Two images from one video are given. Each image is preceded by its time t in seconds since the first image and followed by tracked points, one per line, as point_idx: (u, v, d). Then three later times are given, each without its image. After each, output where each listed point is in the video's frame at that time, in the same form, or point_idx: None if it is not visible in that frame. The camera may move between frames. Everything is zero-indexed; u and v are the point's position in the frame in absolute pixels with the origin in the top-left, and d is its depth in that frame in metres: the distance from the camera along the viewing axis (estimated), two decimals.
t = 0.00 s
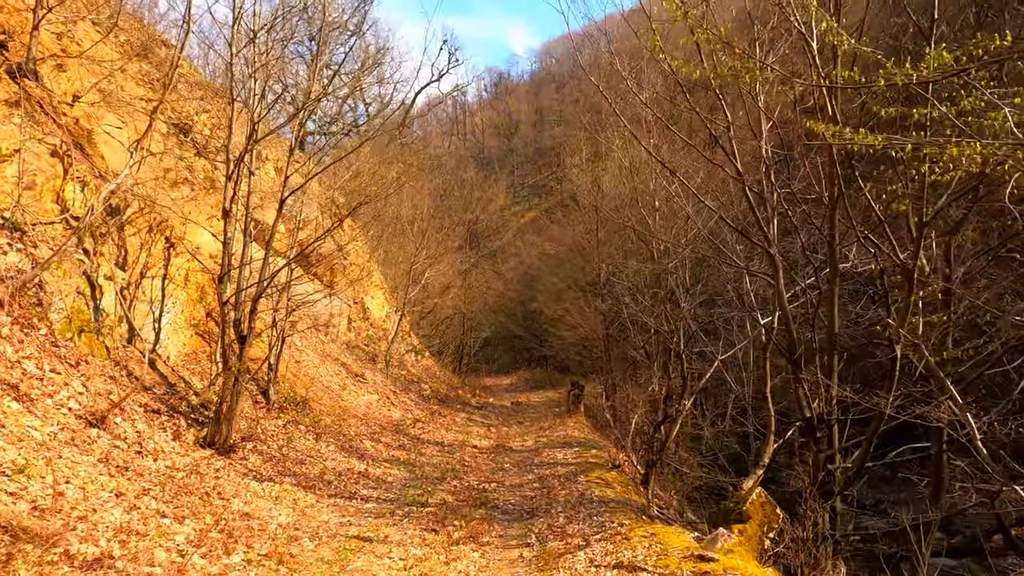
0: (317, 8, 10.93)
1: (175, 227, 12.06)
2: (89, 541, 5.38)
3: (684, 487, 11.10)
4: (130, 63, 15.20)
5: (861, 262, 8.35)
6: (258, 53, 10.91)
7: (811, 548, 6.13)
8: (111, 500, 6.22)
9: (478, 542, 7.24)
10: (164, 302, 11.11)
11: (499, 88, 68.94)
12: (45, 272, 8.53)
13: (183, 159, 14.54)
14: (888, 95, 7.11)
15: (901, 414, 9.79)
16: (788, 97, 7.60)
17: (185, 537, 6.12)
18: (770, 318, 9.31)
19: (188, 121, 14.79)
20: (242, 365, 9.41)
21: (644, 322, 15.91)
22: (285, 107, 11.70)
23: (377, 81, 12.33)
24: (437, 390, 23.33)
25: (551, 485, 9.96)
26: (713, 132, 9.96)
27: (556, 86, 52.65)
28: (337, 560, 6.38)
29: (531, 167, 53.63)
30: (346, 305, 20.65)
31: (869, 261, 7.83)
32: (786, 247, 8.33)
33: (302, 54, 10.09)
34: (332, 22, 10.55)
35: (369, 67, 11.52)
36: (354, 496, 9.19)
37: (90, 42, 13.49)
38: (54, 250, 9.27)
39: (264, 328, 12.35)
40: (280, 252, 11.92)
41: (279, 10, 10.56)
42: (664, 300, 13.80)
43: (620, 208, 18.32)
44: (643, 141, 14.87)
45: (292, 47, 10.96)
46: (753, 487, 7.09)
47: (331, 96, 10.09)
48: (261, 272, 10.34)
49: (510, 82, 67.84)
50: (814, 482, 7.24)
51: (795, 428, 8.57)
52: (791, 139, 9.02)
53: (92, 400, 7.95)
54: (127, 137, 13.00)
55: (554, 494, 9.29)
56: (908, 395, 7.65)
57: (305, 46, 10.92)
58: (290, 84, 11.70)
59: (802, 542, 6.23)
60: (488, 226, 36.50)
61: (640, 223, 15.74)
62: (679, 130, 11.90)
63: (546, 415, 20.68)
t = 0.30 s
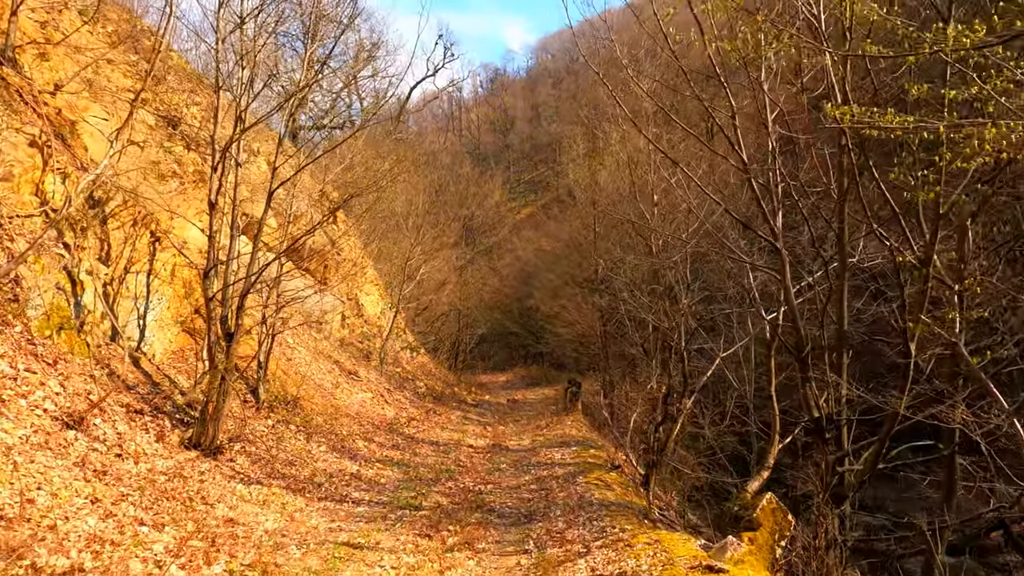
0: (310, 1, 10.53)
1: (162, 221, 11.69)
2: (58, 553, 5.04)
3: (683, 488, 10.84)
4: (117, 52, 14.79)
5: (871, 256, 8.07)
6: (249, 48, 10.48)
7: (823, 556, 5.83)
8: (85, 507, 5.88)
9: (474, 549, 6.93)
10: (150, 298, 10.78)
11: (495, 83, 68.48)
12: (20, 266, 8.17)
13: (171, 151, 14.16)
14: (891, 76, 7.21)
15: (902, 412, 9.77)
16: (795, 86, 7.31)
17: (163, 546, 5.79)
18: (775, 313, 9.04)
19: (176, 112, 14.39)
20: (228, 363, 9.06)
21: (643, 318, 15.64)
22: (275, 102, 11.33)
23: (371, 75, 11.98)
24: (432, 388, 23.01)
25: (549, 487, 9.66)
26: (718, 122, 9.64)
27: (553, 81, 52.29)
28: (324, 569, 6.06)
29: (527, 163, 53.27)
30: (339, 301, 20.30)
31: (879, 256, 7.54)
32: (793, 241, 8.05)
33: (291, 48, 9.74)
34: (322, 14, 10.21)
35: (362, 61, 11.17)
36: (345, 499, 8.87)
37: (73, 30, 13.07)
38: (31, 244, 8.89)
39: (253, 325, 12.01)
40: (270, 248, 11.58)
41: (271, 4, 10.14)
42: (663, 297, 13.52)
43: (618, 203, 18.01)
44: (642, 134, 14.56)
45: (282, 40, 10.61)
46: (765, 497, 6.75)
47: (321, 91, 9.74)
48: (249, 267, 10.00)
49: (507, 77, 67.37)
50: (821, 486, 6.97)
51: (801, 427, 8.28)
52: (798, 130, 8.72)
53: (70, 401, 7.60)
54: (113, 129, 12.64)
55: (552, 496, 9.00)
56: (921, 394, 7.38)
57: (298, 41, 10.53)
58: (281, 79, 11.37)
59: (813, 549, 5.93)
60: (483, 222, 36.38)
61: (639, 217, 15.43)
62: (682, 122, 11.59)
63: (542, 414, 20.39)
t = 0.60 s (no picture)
0: None
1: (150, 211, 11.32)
2: (31, 557, 4.71)
3: (686, 485, 10.56)
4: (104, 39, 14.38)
5: (883, 246, 7.79)
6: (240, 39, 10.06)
7: (842, 557, 5.55)
8: (63, 507, 5.56)
9: (474, 549, 6.64)
10: (137, 290, 10.42)
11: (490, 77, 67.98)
12: None
13: (160, 140, 13.77)
14: (906, 58, 7.03)
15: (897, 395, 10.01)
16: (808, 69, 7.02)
17: (145, 548, 5.47)
18: (784, 304, 8.77)
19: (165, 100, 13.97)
20: (217, 357, 8.73)
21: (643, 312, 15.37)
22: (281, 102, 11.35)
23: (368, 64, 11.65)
24: (428, 384, 22.69)
25: (550, 484, 9.38)
26: (725, 109, 9.34)
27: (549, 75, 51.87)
28: (317, 572, 5.75)
29: (523, 158, 52.91)
30: (333, 295, 19.94)
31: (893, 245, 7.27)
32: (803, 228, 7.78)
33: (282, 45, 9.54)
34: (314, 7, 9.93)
35: (357, 51, 10.86)
36: (338, 497, 8.55)
37: (57, 14, 12.63)
38: (12, 233, 8.53)
39: (244, 319, 11.67)
40: (262, 239, 11.24)
41: None
42: (665, 290, 13.23)
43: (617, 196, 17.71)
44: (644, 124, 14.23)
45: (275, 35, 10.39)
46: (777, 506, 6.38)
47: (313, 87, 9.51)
48: (239, 257, 9.65)
49: (503, 71, 66.87)
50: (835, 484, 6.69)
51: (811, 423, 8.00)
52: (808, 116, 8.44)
53: (51, 396, 7.25)
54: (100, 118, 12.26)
55: (554, 494, 8.70)
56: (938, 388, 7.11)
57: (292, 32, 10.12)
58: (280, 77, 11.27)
59: (831, 550, 5.65)
60: (479, 217, 36.07)
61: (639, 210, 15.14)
62: (687, 110, 11.30)
63: (540, 409, 20.11)
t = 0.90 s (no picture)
0: None
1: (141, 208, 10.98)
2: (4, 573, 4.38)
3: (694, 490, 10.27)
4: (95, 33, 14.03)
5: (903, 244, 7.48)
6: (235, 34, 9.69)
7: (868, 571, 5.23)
8: (40, 519, 5.22)
9: (478, 561, 6.32)
10: (127, 289, 10.08)
11: (489, 78, 67.63)
12: None
13: (153, 136, 13.43)
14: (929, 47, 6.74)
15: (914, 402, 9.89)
16: (825, 59, 6.73)
17: (129, 563, 5.14)
18: (796, 303, 8.47)
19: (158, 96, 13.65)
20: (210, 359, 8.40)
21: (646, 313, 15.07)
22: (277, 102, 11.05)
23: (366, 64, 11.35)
24: (427, 386, 22.35)
25: (555, 490, 9.06)
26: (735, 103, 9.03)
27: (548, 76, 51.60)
28: None
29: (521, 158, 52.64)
30: (330, 296, 19.60)
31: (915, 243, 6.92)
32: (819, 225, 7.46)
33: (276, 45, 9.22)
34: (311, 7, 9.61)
35: (356, 52, 10.56)
36: (335, 505, 8.22)
37: (47, 7, 12.32)
38: None
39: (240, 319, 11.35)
40: (258, 237, 10.92)
41: None
42: (670, 290, 12.94)
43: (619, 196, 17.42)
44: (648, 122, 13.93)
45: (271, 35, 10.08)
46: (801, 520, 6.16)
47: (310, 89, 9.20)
48: (233, 256, 9.32)
49: (501, 72, 66.58)
50: (855, 490, 6.39)
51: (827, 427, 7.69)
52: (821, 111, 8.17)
53: (33, 399, 6.92)
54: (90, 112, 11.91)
55: (559, 501, 8.40)
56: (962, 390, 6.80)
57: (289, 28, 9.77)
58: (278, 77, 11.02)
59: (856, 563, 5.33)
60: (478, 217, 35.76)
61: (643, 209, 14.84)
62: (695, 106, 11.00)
63: (541, 412, 19.79)
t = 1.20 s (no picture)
0: None
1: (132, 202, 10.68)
2: None
3: (698, 493, 9.99)
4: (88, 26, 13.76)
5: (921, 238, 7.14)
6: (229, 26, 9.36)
7: None
8: (12, 528, 4.93)
9: (478, 569, 6.05)
10: (115, 287, 9.78)
11: (488, 76, 67.30)
12: None
13: (146, 131, 13.15)
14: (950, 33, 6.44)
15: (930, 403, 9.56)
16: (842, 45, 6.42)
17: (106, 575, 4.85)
18: (806, 300, 8.16)
19: (151, 89, 13.35)
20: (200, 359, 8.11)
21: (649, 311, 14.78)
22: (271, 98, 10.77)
23: (363, 60, 11.08)
24: (426, 385, 22.06)
25: (557, 493, 8.78)
26: (743, 94, 8.74)
27: (548, 74, 51.29)
28: None
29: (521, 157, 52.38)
30: (328, 295, 19.32)
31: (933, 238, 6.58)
32: (831, 217, 7.14)
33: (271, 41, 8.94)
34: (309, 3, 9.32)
35: (352, 50, 10.28)
36: (330, 509, 7.92)
37: None
38: None
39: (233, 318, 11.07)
40: (251, 233, 10.62)
41: None
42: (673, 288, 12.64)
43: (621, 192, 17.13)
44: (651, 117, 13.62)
45: (266, 28, 9.79)
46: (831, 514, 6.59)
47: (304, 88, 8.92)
48: (224, 252, 9.02)
49: (500, 70, 66.25)
50: (870, 496, 6.11)
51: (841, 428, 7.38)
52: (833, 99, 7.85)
53: (13, 400, 6.63)
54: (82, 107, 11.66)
55: (561, 505, 8.12)
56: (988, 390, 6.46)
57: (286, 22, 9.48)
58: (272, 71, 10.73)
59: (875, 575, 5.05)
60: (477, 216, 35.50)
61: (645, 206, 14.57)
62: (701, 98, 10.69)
63: (542, 411, 19.52)
